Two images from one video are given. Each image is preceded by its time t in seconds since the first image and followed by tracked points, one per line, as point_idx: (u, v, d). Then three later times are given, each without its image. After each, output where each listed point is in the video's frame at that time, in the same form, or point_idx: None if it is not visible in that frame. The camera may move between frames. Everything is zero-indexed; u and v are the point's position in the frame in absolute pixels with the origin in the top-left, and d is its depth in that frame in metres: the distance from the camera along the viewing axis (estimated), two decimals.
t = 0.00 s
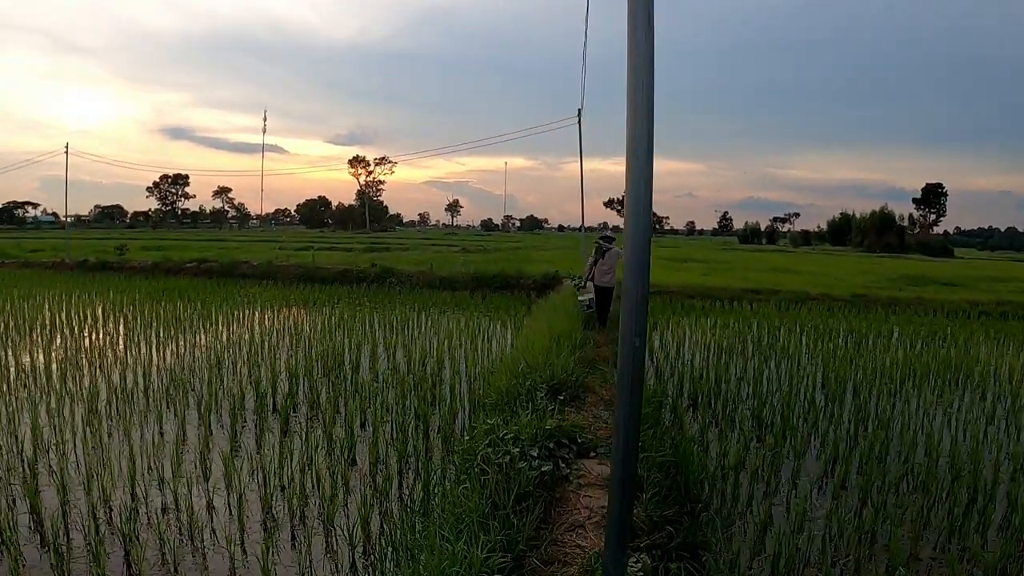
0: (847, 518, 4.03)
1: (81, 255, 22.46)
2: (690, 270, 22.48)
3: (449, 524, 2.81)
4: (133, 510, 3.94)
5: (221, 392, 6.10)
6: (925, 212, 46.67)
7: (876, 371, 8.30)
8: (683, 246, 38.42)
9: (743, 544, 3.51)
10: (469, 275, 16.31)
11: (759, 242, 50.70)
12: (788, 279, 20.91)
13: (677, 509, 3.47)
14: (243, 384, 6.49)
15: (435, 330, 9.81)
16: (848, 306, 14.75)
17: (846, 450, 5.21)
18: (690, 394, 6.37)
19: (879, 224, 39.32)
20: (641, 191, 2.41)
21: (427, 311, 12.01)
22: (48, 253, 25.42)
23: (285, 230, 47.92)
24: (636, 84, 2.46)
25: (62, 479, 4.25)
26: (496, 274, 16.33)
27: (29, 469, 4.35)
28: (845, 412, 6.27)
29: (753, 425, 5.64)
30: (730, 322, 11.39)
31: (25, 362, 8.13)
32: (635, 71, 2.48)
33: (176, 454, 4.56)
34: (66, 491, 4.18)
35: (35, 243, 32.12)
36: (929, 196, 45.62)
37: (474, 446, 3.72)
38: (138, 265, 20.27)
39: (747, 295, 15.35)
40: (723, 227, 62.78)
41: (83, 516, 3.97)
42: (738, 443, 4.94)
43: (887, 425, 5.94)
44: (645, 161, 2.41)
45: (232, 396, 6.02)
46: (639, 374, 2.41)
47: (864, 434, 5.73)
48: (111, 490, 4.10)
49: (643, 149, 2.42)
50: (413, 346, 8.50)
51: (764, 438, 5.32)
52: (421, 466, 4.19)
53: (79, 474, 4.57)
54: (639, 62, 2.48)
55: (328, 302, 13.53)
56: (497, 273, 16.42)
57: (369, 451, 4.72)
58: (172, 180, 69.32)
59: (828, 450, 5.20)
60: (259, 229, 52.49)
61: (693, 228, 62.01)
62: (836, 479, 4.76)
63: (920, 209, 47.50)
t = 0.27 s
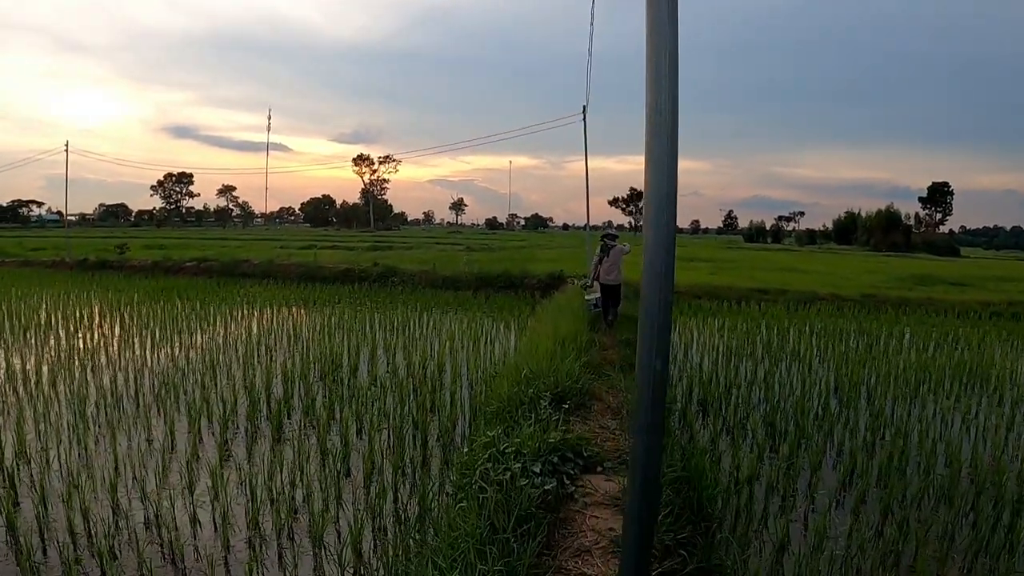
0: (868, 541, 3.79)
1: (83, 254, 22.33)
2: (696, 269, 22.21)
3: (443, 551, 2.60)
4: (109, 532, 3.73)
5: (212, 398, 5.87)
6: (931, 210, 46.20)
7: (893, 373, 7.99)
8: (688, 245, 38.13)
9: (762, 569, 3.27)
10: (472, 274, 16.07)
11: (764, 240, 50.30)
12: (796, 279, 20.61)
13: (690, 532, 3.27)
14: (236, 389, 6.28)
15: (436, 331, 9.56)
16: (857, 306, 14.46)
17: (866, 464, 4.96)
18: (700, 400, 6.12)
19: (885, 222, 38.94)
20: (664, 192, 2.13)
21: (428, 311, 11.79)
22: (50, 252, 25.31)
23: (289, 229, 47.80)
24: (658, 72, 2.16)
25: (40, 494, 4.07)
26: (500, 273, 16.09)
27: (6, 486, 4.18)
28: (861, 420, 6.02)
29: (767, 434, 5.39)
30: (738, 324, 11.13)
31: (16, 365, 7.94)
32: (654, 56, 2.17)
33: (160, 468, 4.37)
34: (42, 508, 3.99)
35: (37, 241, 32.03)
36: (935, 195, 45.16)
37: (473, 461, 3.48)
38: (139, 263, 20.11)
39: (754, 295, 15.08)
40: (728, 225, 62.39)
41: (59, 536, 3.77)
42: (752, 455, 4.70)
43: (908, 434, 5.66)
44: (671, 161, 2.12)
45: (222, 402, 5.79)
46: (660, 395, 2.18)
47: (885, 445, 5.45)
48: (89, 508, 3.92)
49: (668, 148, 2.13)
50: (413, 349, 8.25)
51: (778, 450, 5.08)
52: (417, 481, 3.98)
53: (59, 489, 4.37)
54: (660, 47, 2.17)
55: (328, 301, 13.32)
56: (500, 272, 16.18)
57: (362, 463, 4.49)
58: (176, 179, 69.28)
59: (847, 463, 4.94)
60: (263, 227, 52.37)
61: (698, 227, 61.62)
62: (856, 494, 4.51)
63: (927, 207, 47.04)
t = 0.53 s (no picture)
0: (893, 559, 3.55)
1: (82, 253, 22.15)
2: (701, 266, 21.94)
3: None
4: (88, 554, 3.55)
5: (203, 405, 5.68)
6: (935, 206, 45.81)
7: (908, 373, 7.73)
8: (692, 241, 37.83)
9: None
10: (474, 272, 15.86)
11: (768, 237, 49.96)
12: (802, 276, 20.33)
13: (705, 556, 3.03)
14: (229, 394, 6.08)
15: (436, 331, 9.33)
16: (866, 304, 14.20)
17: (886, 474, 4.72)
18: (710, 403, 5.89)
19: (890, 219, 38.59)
20: (694, 199, 2.10)
21: (429, 310, 11.58)
22: (49, 251, 25.14)
23: (291, 227, 47.65)
24: (695, 72, 2.13)
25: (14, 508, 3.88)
26: (502, 271, 15.86)
27: None
28: (878, 425, 5.78)
29: (780, 439, 5.17)
30: (745, 322, 10.89)
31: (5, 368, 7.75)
32: (689, 59, 2.14)
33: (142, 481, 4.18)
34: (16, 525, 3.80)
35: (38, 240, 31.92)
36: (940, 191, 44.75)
37: (471, 477, 3.28)
38: (138, 262, 19.93)
39: (761, 293, 14.83)
40: (731, 222, 62.03)
41: (32, 557, 3.59)
42: (766, 464, 4.47)
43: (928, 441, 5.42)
44: (702, 163, 2.09)
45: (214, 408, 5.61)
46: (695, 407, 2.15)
47: (904, 452, 5.21)
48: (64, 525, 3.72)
49: (703, 155, 2.11)
50: (413, 350, 8.03)
51: (793, 458, 4.85)
52: (413, 495, 3.76)
53: (37, 503, 4.19)
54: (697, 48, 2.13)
55: (327, 300, 13.12)
56: (502, 270, 15.96)
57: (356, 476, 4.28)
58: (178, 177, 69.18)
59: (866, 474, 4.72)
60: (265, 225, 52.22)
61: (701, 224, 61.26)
62: (878, 508, 4.31)
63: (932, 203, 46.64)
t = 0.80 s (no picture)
0: None
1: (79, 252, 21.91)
2: (705, 263, 21.67)
3: None
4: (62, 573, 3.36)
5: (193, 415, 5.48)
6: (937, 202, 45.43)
7: (923, 370, 7.49)
8: (693, 239, 37.55)
9: None
10: (475, 269, 15.63)
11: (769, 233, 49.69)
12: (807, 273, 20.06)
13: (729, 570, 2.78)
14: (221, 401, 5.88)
15: (437, 330, 9.10)
16: (873, 301, 13.95)
17: (908, 480, 4.50)
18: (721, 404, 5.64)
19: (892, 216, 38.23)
20: (763, 193, 1.95)
21: (429, 308, 11.36)
22: (46, 250, 24.92)
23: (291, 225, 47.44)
24: (763, 74, 1.96)
25: None
26: (503, 268, 15.62)
27: None
28: (897, 427, 5.52)
29: (798, 444, 4.93)
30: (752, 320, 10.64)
31: None
32: (759, 43, 1.98)
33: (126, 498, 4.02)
34: None
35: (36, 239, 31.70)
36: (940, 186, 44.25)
37: (473, 490, 3.06)
38: (135, 262, 19.71)
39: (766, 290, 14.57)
40: (733, 219, 61.73)
41: None
42: (785, 472, 4.23)
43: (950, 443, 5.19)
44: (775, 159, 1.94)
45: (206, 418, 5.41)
46: (764, 443, 2.05)
47: (926, 456, 4.99)
48: (37, 543, 3.54)
49: (777, 162, 1.94)
50: (412, 349, 7.80)
51: (812, 465, 4.61)
52: (412, 509, 3.55)
53: (14, 517, 4.01)
54: (766, 55, 1.96)
55: (326, 298, 12.89)
56: (504, 267, 15.71)
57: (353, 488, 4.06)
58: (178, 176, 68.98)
59: (888, 481, 4.50)
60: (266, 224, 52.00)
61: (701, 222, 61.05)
62: (903, 517, 4.10)
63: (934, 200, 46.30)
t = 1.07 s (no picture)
0: None
1: (72, 250, 21.66)
2: (705, 261, 21.49)
3: None
4: None
5: (179, 435, 5.28)
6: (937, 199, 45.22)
7: (932, 371, 7.30)
8: (692, 236, 37.36)
9: None
10: (473, 267, 15.43)
11: (769, 231, 49.50)
12: (809, 271, 19.86)
13: None
14: (208, 418, 5.68)
15: (434, 330, 8.90)
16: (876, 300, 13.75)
17: (927, 491, 4.30)
18: (727, 409, 5.46)
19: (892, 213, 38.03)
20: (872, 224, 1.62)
21: (427, 307, 11.17)
22: (40, 248, 24.68)
23: (289, 222, 47.20)
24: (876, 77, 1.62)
25: None
26: (502, 267, 15.42)
27: None
28: (909, 432, 5.34)
29: (807, 452, 4.75)
30: (754, 319, 10.45)
31: None
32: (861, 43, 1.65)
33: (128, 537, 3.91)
34: None
35: (30, 236, 31.45)
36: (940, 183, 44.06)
37: (469, 510, 2.90)
38: (129, 260, 19.50)
39: (768, 289, 14.39)
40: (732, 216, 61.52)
41: None
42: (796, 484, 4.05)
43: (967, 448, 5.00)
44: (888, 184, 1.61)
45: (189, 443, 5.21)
46: (859, 520, 1.74)
47: (943, 464, 4.79)
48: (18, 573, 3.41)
49: (889, 188, 1.61)
50: (408, 351, 7.60)
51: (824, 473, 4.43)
52: (406, 530, 3.38)
53: None
54: (874, 57, 1.62)
55: (321, 297, 12.70)
56: (502, 265, 15.51)
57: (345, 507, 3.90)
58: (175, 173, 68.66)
59: (905, 493, 4.30)
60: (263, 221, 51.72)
61: (699, 219, 60.86)
62: (919, 533, 3.92)
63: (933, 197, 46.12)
